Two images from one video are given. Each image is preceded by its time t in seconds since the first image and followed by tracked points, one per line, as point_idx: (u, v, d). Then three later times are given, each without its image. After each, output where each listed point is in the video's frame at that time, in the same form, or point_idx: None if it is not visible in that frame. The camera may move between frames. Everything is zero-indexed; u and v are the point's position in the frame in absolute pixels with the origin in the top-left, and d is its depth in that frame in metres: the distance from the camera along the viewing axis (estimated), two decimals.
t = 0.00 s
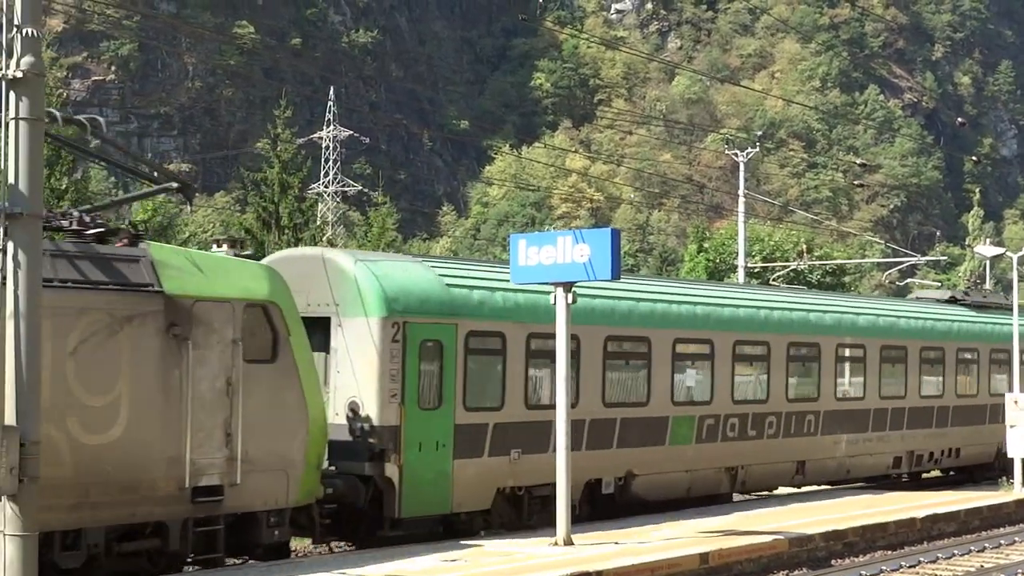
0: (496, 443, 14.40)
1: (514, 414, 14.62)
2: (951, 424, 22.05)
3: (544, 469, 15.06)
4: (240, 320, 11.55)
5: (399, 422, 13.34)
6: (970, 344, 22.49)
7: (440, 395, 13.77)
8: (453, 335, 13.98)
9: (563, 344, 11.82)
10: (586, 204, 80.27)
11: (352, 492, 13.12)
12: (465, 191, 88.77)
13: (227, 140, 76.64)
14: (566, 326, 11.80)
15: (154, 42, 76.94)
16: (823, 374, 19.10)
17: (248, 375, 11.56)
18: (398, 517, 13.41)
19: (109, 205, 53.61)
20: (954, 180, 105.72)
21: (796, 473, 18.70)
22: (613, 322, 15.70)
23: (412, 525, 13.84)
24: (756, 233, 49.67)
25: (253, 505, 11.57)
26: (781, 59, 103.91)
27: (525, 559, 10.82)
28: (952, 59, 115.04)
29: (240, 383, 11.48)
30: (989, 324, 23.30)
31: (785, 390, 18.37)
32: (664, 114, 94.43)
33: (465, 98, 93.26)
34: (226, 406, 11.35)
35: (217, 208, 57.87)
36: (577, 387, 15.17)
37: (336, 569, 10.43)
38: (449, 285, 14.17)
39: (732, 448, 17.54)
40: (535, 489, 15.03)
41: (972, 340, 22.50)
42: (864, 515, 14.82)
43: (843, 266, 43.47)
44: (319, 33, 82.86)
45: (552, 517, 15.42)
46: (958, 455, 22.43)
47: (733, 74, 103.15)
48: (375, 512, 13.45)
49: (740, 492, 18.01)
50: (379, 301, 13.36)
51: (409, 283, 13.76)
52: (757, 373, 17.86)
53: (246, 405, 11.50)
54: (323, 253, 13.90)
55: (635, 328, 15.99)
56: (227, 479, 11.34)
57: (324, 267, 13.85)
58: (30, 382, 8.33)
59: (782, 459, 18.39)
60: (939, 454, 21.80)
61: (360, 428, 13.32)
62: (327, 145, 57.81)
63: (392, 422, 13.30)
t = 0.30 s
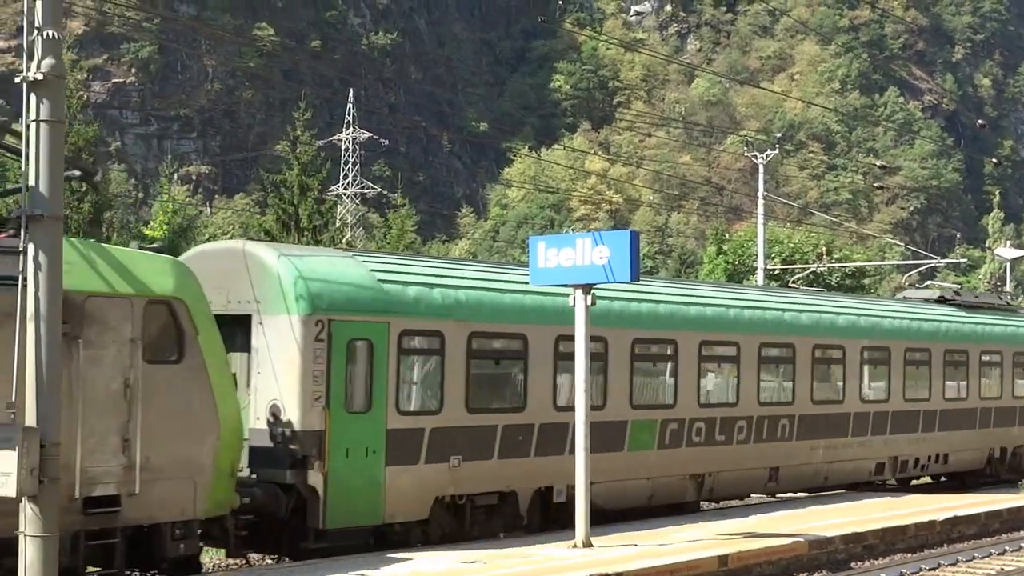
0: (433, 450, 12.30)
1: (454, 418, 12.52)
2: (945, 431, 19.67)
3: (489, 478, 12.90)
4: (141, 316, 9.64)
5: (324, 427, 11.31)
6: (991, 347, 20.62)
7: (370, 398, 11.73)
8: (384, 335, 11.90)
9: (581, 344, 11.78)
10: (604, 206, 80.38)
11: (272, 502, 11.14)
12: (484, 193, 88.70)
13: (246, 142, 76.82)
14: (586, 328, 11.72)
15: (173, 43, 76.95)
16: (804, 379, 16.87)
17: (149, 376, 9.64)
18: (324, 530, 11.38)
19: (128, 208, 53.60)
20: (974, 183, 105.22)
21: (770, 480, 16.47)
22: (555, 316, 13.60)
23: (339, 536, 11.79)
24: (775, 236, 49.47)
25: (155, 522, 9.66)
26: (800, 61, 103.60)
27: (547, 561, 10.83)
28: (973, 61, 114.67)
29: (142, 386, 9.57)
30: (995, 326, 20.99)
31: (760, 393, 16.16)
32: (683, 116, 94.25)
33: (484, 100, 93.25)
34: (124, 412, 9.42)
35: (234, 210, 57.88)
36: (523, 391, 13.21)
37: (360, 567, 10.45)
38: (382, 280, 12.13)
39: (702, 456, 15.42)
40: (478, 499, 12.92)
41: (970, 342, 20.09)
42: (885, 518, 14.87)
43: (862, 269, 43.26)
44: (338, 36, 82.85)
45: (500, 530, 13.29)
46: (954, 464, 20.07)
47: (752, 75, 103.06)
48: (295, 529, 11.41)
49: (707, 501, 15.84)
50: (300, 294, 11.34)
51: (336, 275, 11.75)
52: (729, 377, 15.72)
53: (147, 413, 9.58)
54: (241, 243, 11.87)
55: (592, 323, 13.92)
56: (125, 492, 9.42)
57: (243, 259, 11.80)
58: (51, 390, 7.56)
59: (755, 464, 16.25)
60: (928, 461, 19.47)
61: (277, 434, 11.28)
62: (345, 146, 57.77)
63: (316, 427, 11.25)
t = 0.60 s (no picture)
0: (365, 455, 11.47)
1: (389, 420, 11.68)
2: (925, 434, 18.80)
3: (426, 485, 12.03)
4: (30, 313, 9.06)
5: (243, 431, 10.48)
6: (978, 348, 19.74)
7: (296, 399, 10.90)
8: (310, 331, 11.05)
9: (594, 346, 11.77)
10: (618, 207, 80.63)
11: (186, 512, 10.33)
12: (498, 195, 88.79)
13: (260, 143, 77.59)
14: (597, 328, 11.74)
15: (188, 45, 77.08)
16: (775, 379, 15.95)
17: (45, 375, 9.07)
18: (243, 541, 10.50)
19: (142, 210, 53.63)
20: (989, 184, 104.93)
21: (739, 485, 15.57)
22: (504, 313, 12.73)
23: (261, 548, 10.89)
24: (790, 236, 49.48)
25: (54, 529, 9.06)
26: (814, 62, 103.46)
27: (563, 562, 10.89)
28: (987, 62, 114.37)
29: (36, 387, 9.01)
30: (982, 326, 20.10)
31: (726, 396, 15.26)
32: (696, 117, 94.29)
33: (498, 101, 93.33)
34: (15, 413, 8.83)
35: (249, 211, 57.98)
36: (465, 390, 12.33)
37: (374, 567, 10.53)
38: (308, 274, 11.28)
39: (664, 460, 14.49)
40: (418, 507, 12.12)
41: (954, 343, 19.21)
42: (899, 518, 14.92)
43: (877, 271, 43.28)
44: (351, 37, 83.07)
45: (442, 540, 12.48)
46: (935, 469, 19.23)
47: (766, 77, 103.10)
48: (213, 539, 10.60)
49: (672, 508, 14.92)
50: (218, 288, 10.51)
51: (258, 268, 10.93)
52: (693, 379, 14.78)
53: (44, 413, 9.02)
54: (158, 236, 10.96)
55: (539, 319, 13.05)
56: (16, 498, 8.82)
57: (158, 253, 10.92)
58: (65, 389, 7.58)
59: (724, 470, 15.34)
60: (911, 465, 18.64)
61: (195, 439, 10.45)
62: (360, 148, 57.88)
63: (234, 433, 10.44)
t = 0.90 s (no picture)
0: (270, 459, 10.86)
1: (296, 423, 11.05)
2: (896, 437, 18.25)
3: (340, 490, 11.43)
4: None
5: (130, 434, 9.86)
6: (953, 347, 19.13)
7: (192, 400, 10.27)
8: (208, 327, 10.43)
9: (604, 344, 11.77)
10: (628, 206, 80.74)
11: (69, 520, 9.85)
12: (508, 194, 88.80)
13: (270, 142, 77.87)
14: (609, 328, 11.72)
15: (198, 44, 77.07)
16: (731, 380, 15.32)
17: None
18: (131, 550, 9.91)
19: (152, 209, 53.59)
20: (1000, 184, 104.60)
21: (692, 491, 14.95)
22: (431, 307, 12.15)
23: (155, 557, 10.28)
24: (801, 236, 49.42)
25: None
26: (825, 61, 103.30)
27: (569, 562, 10.86)
28: (998, 62, 113.99)
29: None
30: (958, 324, 19.41)
31: (680, 396, 14.62)
32: (706, 117, 94.27)
33: (508, 100, 93.34)
34: None
35: (258, 210, 57.95)
36: (384, 392, 11.72)
37: (384, 567, 10.55)
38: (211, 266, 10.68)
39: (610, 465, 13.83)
40: (331, 514, 11.54)
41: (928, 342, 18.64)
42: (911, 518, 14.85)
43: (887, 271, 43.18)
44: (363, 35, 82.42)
45: (360, 548, 11.93)
46: (906, 471, 18.64)
47: (776, 77, 103.14)
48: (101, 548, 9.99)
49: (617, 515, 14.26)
50: (102, 280, 9.85)
51: (150, 260, 10.27)
52: (638, 378, 14.10)
53: None
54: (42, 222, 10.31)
55: (467, 317, 12.44)
56: None
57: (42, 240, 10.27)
58: (75, 390, 7.70)
59: (674, 475, 14.70)
60: (880, 469, 18.04)
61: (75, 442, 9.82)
62: (370, 146, 57.84)
63: (120, 436, 9.81)
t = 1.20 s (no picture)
0: (166, 464, 9.84)
1: (196, 425, 10.00)
2: (863, 437, 17.33)
3: (250, 498, 10.43)
4: None
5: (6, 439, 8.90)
6: (923, 346, 18.28)
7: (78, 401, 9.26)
8: (97, 321, 9.38)
9: (605, 343, 11.76)
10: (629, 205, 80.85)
11: None
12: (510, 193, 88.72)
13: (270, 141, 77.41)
14: (609, 328, 11.69)
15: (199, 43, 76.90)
16: (685, 378, 14.37)
17: None
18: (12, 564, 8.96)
19: (154, 212, 53.52)
20: (1001, 184, 104.57)
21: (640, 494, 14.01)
22: (349, 302, 11.11)
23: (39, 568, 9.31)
24: (803, 235, 49.51)
25: None
26: (826, 61, 103.32)
27: (570, 561, 10.85)
28: (1001, 61, 113.83)
29: None
30: (925, 321, 18.61)
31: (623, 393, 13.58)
32: (708, 116, 94.28)
33: (508, 100, 93.33)
34: None
35: (261, 210, 57.96)
36: (295, 392, 10.66)
37: (391, 565, 10.56)
38: (126, 260, 9.77)
39: (550, 468, 12.77)
40: (235, 523, 10.50)
41: (900, 339, 17.85)
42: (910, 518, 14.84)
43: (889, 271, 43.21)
44: (364, 34, 82.43)
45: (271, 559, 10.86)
46: (872, 473, 17.74)
47: (778, 76, 103.24)
48: None
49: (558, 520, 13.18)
50: None
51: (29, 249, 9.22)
52: (578, 376, 13.03)
53: None
54: None
55: (389, 311, 11.37)
56: None
57: None
58: (77, 388, 7.34)
59: (624, 478, 13.75)
60: (844, 470, 17.14)
61: None
62: (372, 146, 57.82)
63: None
